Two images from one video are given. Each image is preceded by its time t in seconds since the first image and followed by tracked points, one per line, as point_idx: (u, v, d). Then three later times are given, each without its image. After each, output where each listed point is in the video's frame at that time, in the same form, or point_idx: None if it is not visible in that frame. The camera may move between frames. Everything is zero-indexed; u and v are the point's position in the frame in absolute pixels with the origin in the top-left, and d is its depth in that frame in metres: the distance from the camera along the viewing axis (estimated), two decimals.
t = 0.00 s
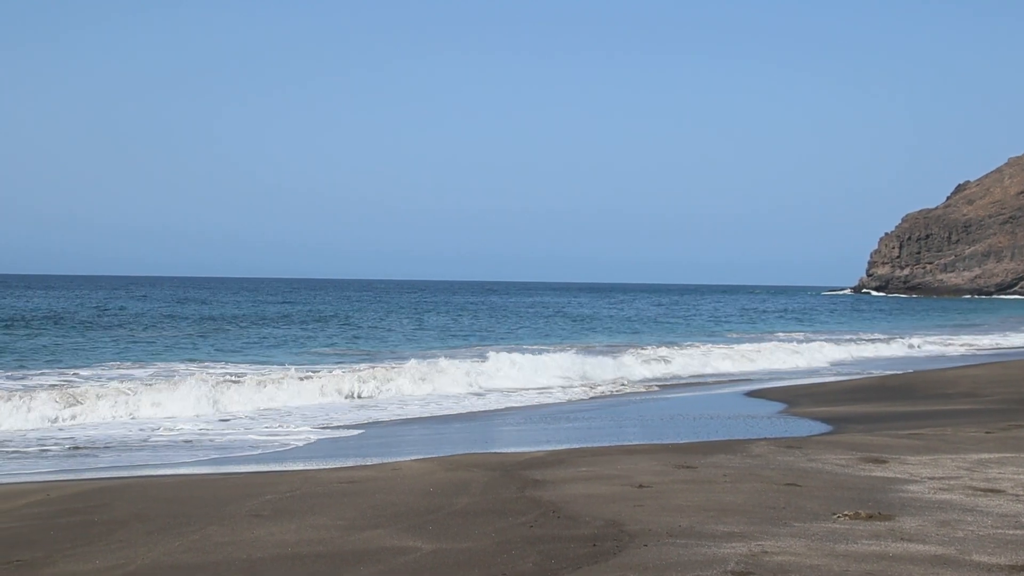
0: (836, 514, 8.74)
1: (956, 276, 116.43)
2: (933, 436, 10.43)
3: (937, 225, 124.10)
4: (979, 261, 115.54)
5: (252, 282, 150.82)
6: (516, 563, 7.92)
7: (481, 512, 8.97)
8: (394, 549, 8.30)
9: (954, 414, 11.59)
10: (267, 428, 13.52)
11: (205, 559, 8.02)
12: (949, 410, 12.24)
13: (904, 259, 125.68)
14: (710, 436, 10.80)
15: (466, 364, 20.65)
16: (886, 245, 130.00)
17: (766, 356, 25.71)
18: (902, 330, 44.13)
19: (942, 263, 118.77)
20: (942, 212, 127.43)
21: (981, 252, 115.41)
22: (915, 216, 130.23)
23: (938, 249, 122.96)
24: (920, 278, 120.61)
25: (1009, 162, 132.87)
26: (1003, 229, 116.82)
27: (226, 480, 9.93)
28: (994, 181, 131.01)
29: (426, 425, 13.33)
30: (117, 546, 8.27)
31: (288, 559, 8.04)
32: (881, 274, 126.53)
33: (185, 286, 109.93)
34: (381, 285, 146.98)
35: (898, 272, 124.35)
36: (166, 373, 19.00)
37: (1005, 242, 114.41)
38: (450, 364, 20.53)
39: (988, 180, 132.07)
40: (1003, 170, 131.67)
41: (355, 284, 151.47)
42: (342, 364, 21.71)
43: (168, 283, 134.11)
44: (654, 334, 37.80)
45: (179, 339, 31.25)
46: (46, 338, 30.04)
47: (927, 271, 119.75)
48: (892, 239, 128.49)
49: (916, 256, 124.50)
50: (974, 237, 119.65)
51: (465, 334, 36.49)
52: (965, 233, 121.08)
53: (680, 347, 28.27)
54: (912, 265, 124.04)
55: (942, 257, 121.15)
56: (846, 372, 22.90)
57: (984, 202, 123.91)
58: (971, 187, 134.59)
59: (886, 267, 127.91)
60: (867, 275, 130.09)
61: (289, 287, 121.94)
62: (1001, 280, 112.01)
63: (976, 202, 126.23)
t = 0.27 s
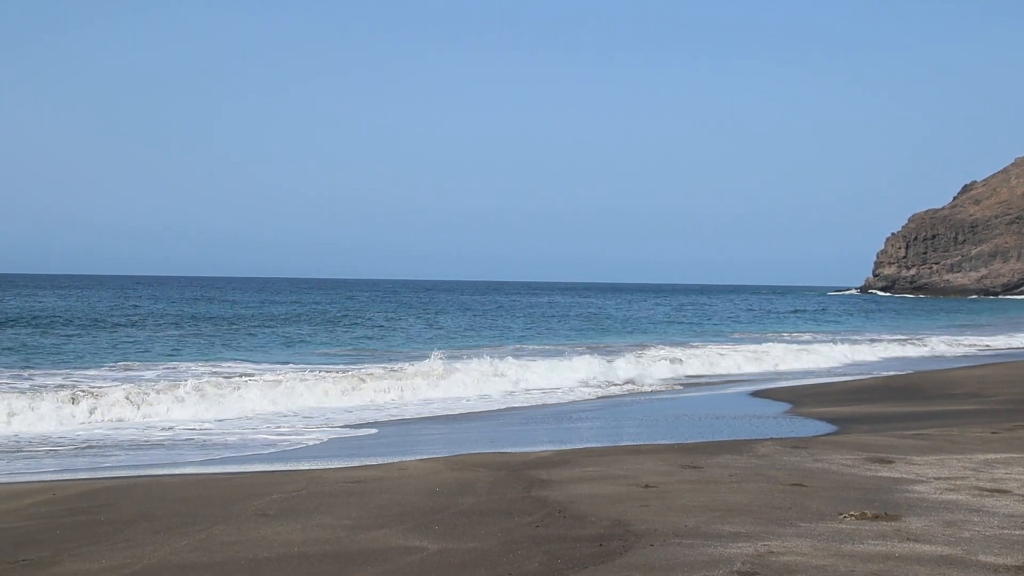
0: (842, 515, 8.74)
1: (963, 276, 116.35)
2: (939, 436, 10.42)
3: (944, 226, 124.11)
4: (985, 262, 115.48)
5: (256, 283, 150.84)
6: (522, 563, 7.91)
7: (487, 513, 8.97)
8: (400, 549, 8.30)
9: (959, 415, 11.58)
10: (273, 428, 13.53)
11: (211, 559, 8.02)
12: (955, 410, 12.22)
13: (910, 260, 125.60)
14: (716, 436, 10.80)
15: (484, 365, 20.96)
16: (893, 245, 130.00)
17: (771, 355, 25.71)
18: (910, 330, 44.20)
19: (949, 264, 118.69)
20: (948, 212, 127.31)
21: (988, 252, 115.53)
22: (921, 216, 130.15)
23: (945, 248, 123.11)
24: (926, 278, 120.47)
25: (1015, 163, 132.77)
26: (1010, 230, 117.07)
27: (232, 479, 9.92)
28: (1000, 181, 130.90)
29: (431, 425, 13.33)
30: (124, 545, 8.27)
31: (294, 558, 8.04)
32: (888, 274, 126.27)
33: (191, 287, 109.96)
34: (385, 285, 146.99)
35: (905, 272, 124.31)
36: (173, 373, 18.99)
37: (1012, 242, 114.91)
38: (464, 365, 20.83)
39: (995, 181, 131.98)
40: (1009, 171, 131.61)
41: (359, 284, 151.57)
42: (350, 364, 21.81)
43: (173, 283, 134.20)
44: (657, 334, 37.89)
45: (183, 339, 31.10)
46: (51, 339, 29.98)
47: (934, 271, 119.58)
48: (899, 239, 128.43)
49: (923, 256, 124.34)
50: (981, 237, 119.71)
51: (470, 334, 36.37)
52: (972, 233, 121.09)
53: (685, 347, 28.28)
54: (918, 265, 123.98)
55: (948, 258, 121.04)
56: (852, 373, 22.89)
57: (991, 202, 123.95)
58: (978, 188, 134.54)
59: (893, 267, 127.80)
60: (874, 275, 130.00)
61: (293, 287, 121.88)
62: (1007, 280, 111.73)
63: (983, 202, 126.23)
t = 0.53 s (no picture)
0: (848, 516, 8.73)
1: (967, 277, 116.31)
2: (945, 436, 10.41)
3: (948, 226, 124.12)
4: (990, 262, 115.30)
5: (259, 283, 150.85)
6: (527, 563, 7.91)
7: (491, 513, 8.96)
8: (405, 549, 8.29)
9: (964, 416, 11.57)
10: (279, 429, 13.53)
11: (216, 559, 8.01)
12: (961, 411, 12.20)
13: (915, 260, 125.54)
14: (722, 436, 10.78)
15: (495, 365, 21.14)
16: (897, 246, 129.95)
17: (776, 356, 25.71)
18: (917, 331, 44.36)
19: (954, 265, 118.65)
20: (953, 213, 127.23)
21: (993, 253, 115.53)
22: (926, 217, 130.07)
23: (950, 249, 123.15)
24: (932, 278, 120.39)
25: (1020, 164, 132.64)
26: (1016, 231, 117.19)
27: (237, 479, 9.91)
28: (1005, 182, 130.77)
29: (436, 425, 13.33)
30: (129, 545, 8.27)
31: (299, 558, 8.04)
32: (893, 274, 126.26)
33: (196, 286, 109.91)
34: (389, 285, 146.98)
35: (910, 273, 124.25)
36: (180, 373, 18.98)
37: (1017, 242, 114.86)
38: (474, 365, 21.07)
39: (1000, 182, 131.82)
40: (1014, 172, 131.50)
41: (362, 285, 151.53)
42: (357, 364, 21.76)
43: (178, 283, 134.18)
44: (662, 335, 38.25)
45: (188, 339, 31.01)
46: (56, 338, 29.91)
47: (939, 271, 119.48)
48: (904, 239, 128.34)
49: (928, 257, 124.24)
50: (987, 238, 119.68)
51: (474, 334, 36.29)
52: (977, 233, 121.10)
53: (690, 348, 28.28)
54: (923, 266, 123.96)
55: (953, 258, 120.95)
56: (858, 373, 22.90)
57: (997, 203, 123.96)
58: (984, 188, 134.41)
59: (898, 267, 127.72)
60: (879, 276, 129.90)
61: (296, 287, 121.79)
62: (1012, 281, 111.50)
63: (988, 203, 126.18)
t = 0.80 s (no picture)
0: (846, 516, 8.74)
1: (967, 277, 116.42)
2: (943, 436, 10.40)
3: (948, 226, 124.15)
4: (989, 262, 115.30)
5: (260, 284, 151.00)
6: (525, 563, 7.92)
7: (489, 513, 8.96)
8: (403, 548, 8.29)
9: (962, 416, 11.56)
10: (279, 428, 13.55)
11: (214, 558, 8.01)
12: (960, 411, 12.19)
13: (915, 260, 125.54)
14: (719, 437, 10.78)
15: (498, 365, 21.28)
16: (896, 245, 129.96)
17: (775, 356, 25.72)
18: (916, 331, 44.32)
19: (954, 265, 118.60)
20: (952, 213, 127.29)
21: (992, 253, 115.45)
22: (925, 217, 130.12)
23: (949, 249, 123.14)
24: (932, 278, 120.40)
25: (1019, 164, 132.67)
26: (1015, 231, 117.14)
27: (235, 479, 9.90)
28: (1004, 183, 130.82)
29: (436, 425, 13.33)
30: (127, 544, 8.27)
31: (297, 558, 8.04)
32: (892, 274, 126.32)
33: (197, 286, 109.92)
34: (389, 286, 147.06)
35: (909, 273, 124.24)
36: (180, 372, 18.98)
37: (1017, 242, 114.81)
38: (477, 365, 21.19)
39: (999, 182, 131.88)
40: (1013, 172, 131.54)
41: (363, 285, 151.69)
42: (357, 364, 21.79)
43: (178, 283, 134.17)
44: (660, 334, 38.09)
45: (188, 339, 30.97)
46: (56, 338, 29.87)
47: (938, 271, 119.70)
48: (903, 239, 128.34)
49: (928, 257, 124.25)
50: (985, 238, 119.59)
51: (474, 335, 36.28)
52: (977, 233, 121.10)
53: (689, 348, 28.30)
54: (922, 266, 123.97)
55: (953, 259, 120.91)
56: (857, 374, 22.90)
57: (996, 204, 123.88)
58: (983, 188, 134.38)
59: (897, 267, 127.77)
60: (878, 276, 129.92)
61: (297, 288, 121.79)
62: (1012, 281, 111.75)
63: (987, 203, 126.20)
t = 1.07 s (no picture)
0: (841, 516, 8.74)
1: (962, 277, 116.52)
2: (938, 437, 10.40)
3: (943, 228, 124.27)
4: (984, 263, 115.54)
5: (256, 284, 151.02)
6: (520, 564, 7.92)
7: (485, 513, 8.96)
8: (398, 549, 8.30)
9: (957, 417, 11.56)
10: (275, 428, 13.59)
11: (209, 559, 8.02)
12: (954, 412, 12.18)
13: (910, 261, 125.78)
14: (714, 437, 10.78)
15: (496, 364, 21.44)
16: (892, 246, 130.16)
17: (770, 357, 25.74)
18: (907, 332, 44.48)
19: (948, 266, 118.56)
20: (947, 214, 127.32)
21: (987, 254, 115.75)
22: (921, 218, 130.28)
23: (944, 250, 123.22)
24: (926, 279, 120.47)
25: (1015, 164, 132.61)
26: (1010, 231, 116.55)
27: (230, 479, 9.91)
28: (999, 183, 130.72)
29: (431, 426, 13.35)
30: (122, 545, 8.28)
31: (292, 558, 8.05)
32: (887, 275, 126.50)
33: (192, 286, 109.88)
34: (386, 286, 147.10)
35: (904, 273, 124.45)
36: (176, 373, 18.96)
37: (1012, 244, 114.54)
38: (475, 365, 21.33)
39: (994, 183, 131.88)
40: (1008, 172, 131.41)
41: (360, 285, 151.71)
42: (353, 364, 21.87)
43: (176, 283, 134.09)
44: (654, 333, 38.86)
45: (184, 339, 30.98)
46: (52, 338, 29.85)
47: (933, 272, 119.91)
48: (898, 240, 128.52)
49: (923, 257, 124.24)
50: (981, 238, 119.47)
51: (471, 335, 36.35)
52: (972, 234, 121.18)
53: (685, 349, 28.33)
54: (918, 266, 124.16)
55: (949, 259, 120.87)
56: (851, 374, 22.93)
57: (990, 204, 123.93)
58: (978, 188, 134.20)
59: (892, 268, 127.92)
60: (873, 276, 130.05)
61: (294, 288, 121.77)
62: (1006, 282, 111.06)
63: (982, 203, 126.17)
